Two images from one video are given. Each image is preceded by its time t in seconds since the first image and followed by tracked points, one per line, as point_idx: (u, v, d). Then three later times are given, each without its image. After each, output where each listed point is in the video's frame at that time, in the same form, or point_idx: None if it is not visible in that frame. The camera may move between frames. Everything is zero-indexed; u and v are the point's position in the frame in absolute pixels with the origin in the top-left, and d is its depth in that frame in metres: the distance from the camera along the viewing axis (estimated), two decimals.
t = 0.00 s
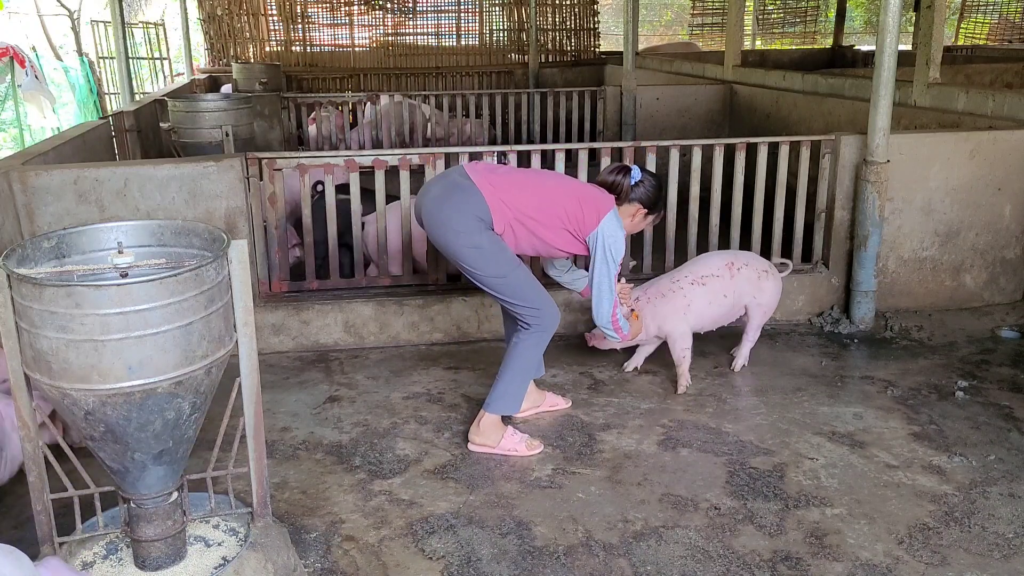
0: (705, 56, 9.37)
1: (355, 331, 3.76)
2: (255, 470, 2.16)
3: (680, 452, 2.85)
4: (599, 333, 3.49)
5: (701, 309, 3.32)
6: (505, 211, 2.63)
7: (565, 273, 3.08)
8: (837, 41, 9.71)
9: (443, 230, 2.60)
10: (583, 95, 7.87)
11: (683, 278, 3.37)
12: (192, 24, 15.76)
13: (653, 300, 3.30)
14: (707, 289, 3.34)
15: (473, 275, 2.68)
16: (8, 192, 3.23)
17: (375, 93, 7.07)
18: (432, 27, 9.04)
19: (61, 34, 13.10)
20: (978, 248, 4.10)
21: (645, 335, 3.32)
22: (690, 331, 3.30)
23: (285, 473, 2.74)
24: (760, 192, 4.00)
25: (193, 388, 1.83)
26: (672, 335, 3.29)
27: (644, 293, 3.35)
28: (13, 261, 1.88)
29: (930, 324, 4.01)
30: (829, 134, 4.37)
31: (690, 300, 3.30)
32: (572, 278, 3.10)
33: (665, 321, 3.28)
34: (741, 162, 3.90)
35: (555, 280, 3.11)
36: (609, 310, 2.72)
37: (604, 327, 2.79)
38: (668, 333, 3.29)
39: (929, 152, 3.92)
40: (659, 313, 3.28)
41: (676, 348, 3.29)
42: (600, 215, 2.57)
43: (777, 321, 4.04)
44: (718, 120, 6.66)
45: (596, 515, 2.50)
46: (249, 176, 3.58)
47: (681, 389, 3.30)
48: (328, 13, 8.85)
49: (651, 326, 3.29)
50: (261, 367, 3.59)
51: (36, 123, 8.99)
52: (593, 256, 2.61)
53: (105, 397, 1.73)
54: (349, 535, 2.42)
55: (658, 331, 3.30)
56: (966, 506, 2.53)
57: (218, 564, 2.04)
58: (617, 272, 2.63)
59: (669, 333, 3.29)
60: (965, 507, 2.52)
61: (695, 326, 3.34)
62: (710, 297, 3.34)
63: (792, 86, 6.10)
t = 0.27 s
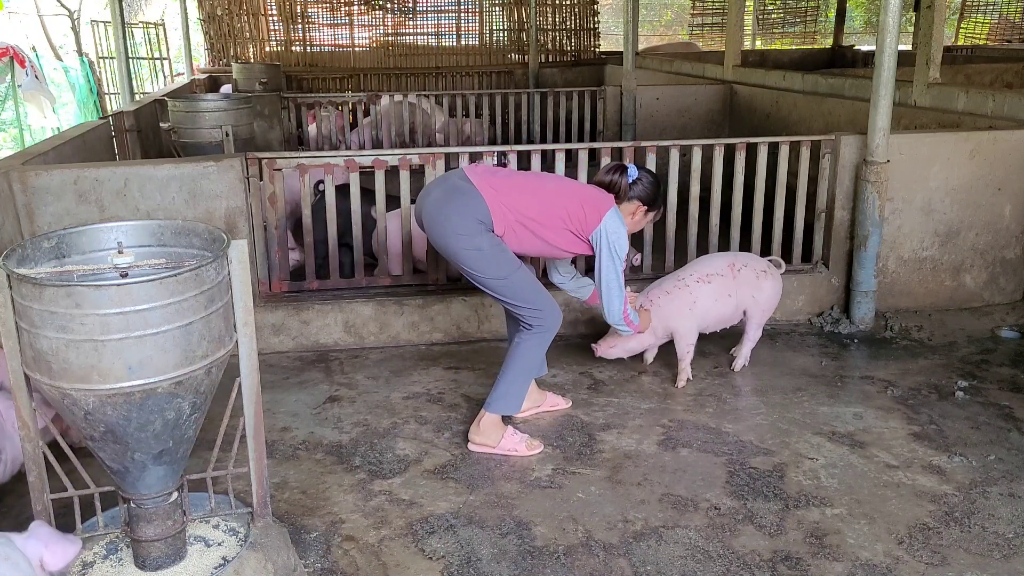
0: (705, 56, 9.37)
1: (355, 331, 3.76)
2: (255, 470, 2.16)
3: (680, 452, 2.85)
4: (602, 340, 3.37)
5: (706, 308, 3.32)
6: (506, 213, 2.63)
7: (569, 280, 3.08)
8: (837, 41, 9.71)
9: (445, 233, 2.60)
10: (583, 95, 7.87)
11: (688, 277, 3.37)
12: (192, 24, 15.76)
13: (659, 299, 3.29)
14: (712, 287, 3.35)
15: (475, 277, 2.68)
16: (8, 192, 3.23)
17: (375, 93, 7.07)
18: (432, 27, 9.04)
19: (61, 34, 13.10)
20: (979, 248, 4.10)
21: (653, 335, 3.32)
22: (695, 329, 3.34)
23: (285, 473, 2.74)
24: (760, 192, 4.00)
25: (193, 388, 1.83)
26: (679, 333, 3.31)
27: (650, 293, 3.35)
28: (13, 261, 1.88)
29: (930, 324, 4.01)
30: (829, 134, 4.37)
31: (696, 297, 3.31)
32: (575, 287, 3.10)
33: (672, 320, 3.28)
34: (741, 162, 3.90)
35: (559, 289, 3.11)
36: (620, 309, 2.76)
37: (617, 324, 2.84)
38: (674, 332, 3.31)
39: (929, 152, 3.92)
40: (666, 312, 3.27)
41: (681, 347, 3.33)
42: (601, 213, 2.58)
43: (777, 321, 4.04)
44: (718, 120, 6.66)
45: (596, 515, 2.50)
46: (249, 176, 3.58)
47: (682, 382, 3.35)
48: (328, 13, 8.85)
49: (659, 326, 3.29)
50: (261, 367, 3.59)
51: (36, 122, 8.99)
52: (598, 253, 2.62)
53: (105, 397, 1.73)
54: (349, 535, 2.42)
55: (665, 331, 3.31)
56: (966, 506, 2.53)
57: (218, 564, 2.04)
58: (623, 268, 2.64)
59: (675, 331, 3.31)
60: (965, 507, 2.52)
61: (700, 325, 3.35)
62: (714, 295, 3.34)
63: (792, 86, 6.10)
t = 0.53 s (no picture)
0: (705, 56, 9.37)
1: (355, 330, 3.76)
2: (255, 470, 2.16)
3: (680, 452, 2.85)
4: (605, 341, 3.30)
5: (708, 308, 3.33)
6: (508, 209, 2.62)
7: (570, 278, 3.08)
8: (837, 41, 9.71)
9: (448, 231, 2.60)
10: (583, 95, 7.86)
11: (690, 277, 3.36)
12: (191, 24, 15.76)
13: (660, 300, 3.29)
14: (714, 287, 3.35)
15: (477, 275, 2.68)
16: (8, 191, 3.23)
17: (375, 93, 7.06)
18: (432, 27, 9.04)
19: (61, 34, 13.11)
20: (979, 248, 4.10)
21: (655, 336, 3.30)
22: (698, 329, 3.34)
23: (285, 473, 2.74)
24: (760, 192, 4.00)
25: (193, 388, 1.83)
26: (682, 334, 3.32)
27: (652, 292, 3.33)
28: (13, 261, 1.88)
29: (930, 324, 4.01)
30: (829, 134, 4.37)
31: (697, 298, 3.31)
32: (577, 289, 3.10)
33: (675, 322, 3.29)
34: (741, 162, 3.90)
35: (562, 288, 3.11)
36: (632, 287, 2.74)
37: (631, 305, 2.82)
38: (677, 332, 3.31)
39: (929, 152, 3.92)
40: (669, 314, 3.27)
41: (684, 348, 3.32)
42: (605, 201, 2.58)
43: (777, 321, 4.04)
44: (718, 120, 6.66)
45: (596, 515, 2.50)
46: (249, 176, 3.58)
47: (683, 383, 3.35)
48: (328, 13, 8.85)
49: (662, 326, 3.29)
50: (261, 367, 3.59)
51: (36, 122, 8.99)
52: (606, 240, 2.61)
53: (105, 397, 1.73)
54: (349, 535, 2.42)
55: (667, 331, 3.30)
56: (966, 506, 2.53)
57: (218, 564, 2.04)
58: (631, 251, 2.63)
59: (678, 332, 3.31)
60: (965, 507, 2.52)
61: (703, 324, 3.36)
62: (716, 295, 3.34)
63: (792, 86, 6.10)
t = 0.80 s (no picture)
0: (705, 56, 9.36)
1: (355, 330, 3.76)
2: (255, 470, 2.16)
3: (680, 452, 2.85)
4: (603, 331, 3.25)
5: (707, 309, 3.34)
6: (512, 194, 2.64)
7: (576, 258, 3.06)
8: (837, 41, 9.71)
9: (454, 221, 2.60)
10: (583, 95, 7.86)
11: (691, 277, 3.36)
12: (191, 24, 15.75)
13: (662, 299, 3.27)
14: (714, 290, 3.36)
15: (481, 267, 2.68)
16: (8, 191, 3.23)
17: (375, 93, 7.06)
18: (432, 27, 9.04)
19: (61, 34, 13.11)
20: (979, 248, 4.10)
21: (652, 332, 3.29)
22: (695, 329, 3.35)
23: (285, 473, 2.74)
24: (760, 192, 4.00)
25: (193, 388, 1.83)
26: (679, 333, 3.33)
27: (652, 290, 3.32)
28: (13, 261, 1.88)
29: (930, 324, 4.01)
30: (829, 134, 4.37)
31: (697, 300, 3.32)
32: (581, 272, 3.05)
33: (673, 322, 3.29)
34: (741, 163, 3.90)
35: (565, 269, 3.07)
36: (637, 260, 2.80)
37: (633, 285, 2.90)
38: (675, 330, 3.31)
39: (929, 152, 3.92)
40: (668, 314, 3.27)
41: (682, 345, 3.34)
42: (606, 175, 2.63)
43: (777, 321, 4.04)
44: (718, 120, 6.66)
45: (596, 515, 2.50)
46: (249, 176, 3.58)
47: (682, 382, 3.35)
48: (328, 13, 8.86)
49: (661, 325, 3.28)
50: (261, 367, 3.59)
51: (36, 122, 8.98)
52: (611, 214, 2.66)
53: (104, 397, 1.73)
54: (349, 535, 2.42)
55: (665, 329, 3.30)
56: (965, 506, 2.53)
57: (218, 564, 2.04)
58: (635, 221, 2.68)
59: (675, 332, 3.32)
60: (965, 507, 2.52)
61: (701, 325, 3.37)
62: (715, 297, 3.36)
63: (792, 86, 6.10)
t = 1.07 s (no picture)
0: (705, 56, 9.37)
1: (355, 330, 3.75)
2: (255, 470, 2.16)
3: (680, 452, 2.85)
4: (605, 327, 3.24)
5: (709, 309, 3.34)
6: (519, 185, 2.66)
7: (583, 249, 3.06)
8: (837, 41, 9.72)
9: (465, 217, 2.61)
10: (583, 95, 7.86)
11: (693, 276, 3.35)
12: (191, 24, 15.75)
13: (664, 298, 3.27)
14: (716, 289, 3.35)
15: (492, 260, 2.71)
16: (8, 191, 3.23)
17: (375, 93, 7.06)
18: (432, 27, 9.03)
19: (61, 34, 13.11)
20: (979, 248, 4.10)
21: (653, 330, 3.29)
22: (696, 328, 3.35)
23: (285, 473, 2.74)
24: (760, 192, 4.00)
25: (193, 388, 1.83)
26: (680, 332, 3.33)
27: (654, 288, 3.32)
28: (13, 261, 1.88)
29: (930, 324, 4.01)
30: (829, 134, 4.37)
31: (699, 300, 3.31)
32: (586, 264, 3.04)
33: (675, 321, 3.29)
34: (741, 163, 3.90)
35: (573, 262, 3.07)
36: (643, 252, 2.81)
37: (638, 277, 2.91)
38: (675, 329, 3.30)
39: (929, 152, 3.92)
40: (670, 312, 3.27)
41: (681, 344, 3.33)
42: (613, 167, 2.67)
43: (777, 321, 4.04)
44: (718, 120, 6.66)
45: (596, 515, 2.50)
46: (249, 176, 3.58)
47: (683, 382, 3.35)
48: (328, 13, 8.86)
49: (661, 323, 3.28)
50: (261, 367, 3.59)
51: (36, 122, 8.98)
52: (617, 206, 2.70)
53: (104, 397, 1.73)
54: (349, 535, 2.42)
55: (666, 327, 3.29)
56: (966, 506, 2.53)
57: (218, 564, 2.04)
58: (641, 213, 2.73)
59: (676, 331, 3.32)
60: (965, 507, 2.52)
61: (702, 324, 3.37)
62: (718, 297, 3.36)
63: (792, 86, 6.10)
